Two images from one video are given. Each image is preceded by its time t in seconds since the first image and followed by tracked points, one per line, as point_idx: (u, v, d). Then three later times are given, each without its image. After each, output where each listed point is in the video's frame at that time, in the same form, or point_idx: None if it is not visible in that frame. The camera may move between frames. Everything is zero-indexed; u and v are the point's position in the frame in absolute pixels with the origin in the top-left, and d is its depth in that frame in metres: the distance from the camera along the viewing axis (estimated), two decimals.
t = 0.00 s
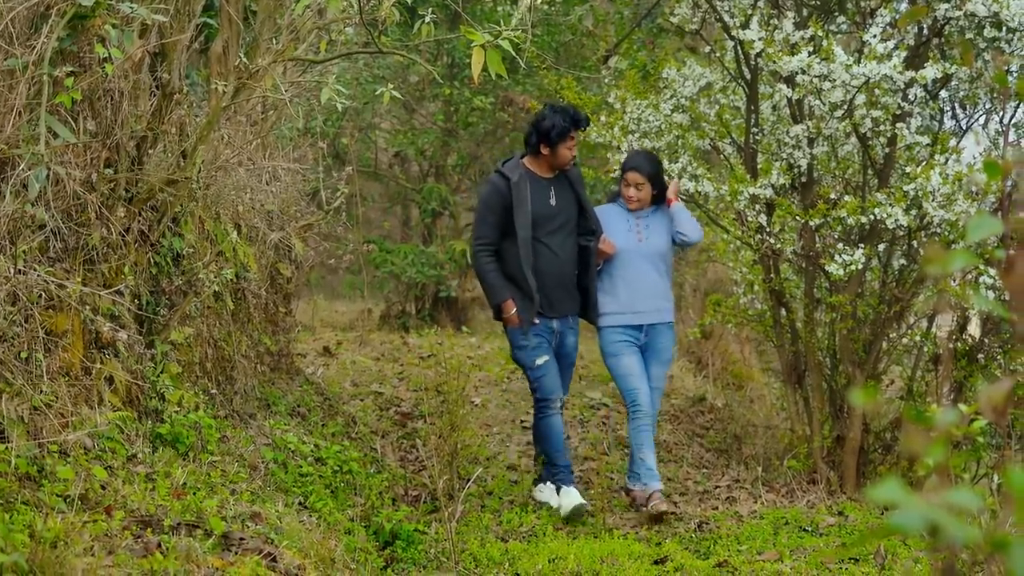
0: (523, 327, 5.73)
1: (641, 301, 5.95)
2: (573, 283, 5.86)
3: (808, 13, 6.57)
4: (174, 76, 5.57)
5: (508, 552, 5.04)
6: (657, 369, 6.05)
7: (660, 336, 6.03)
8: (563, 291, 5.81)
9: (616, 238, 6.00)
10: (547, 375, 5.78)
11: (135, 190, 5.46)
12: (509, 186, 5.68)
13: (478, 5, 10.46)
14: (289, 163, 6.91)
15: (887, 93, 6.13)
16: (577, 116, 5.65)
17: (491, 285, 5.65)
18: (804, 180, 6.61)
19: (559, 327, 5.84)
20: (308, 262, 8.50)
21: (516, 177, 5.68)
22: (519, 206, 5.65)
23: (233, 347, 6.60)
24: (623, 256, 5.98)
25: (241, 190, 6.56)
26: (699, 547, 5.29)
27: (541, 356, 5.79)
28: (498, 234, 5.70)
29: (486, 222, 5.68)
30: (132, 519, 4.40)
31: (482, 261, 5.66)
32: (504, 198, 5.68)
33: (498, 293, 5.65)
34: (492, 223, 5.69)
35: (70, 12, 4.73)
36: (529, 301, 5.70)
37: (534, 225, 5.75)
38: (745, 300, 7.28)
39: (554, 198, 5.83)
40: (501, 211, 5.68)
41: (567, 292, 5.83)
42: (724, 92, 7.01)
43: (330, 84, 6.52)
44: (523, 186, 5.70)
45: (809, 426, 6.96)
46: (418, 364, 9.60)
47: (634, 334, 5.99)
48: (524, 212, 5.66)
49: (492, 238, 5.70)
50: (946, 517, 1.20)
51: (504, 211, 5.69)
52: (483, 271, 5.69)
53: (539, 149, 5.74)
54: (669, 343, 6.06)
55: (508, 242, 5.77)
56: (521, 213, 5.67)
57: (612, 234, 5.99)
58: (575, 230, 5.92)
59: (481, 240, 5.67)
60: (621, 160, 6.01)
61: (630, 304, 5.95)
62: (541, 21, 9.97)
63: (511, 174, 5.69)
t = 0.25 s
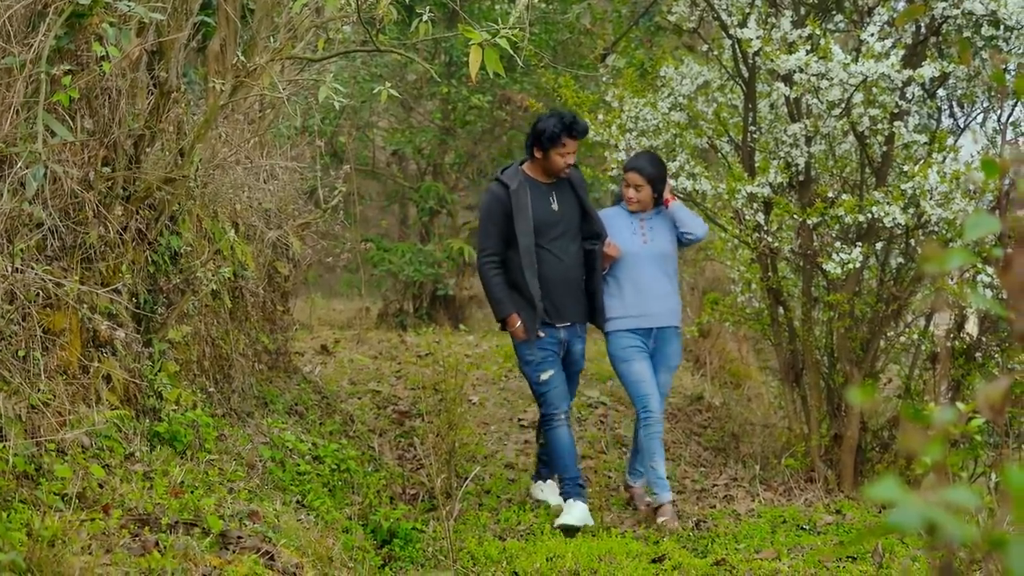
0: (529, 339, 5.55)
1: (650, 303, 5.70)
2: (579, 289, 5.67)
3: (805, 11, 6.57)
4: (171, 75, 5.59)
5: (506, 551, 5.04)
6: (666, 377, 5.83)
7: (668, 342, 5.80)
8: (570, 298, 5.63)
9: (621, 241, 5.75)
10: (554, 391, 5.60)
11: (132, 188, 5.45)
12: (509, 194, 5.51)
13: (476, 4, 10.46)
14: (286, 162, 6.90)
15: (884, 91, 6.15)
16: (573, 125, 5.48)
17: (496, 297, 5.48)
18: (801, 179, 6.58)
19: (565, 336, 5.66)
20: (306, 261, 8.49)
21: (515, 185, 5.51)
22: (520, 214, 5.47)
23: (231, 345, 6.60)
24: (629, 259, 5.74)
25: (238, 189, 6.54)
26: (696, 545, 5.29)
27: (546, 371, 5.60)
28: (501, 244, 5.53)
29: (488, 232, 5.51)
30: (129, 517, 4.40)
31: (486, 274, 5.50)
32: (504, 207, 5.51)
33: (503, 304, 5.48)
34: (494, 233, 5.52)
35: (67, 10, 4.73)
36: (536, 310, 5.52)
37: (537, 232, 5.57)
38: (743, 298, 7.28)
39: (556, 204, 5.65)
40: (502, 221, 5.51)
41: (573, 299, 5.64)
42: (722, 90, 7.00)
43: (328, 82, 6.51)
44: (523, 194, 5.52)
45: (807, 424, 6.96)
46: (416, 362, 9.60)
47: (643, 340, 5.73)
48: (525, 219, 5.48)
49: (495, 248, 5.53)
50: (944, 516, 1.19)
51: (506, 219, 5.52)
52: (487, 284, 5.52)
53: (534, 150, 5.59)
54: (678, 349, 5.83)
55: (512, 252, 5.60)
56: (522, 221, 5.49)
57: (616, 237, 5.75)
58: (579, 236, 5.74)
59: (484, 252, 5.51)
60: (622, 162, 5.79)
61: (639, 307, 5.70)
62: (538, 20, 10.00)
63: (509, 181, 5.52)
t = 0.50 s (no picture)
0: (534, 342, 5.42)
1: (654, 301, 5.60)
2: (583, 291, 5.52)
3: (803, 10, 6.56)
4: (169, 74, 5.58)
5: (503, 550, 5.04)
6: (672, 378, 5.71)
7: (673, 342, 5.68)
8: (574, 301, 5.48)
9: (623, 240, 5.66)
10: (560, 395, 5.47)
11: (129, 187, 5.45)
12: (508, 196, 5.38)
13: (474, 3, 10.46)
14: (283, 161, 6.90)
15: (882, 90, 6.14)
16: (563, 127, 5.31)
17: (498, 302, 5.35)
18: (799, 177, 6.57)
19: (571, 339, 5.51)
20: (304, 260, 8.49)
21: (513, 187, 5.38)
22: (519, 217, 5.34)
23: (228, 345, 6.60)
24: (632, 257, 5.64)
25: (235, 187, 6.55)
26: (694, 545, 5.29)
27: (551, 375, 5.48)
28: (502, 247, 5.40)
29: (489, 236, 5.38)
30: (127, 516, 4.40)
31: (488, 278, 5.37)
32: (504, 210, 5.38)
33: (506, 309, 5.35)
34: (495, 237, 5.39)
35: (65, 9, 4.71)
36: (539, 314, 5.38)
37: (538, 234, 5.44)
38: (740, 297, 7.28)
39: (557, 205, 5.52)
40: (502, 224, 5.38)
41: (577, 301, 5.49)
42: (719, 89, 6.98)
43: (326, 81, 6.51)
44: (522, 196, 5.39)
45: (804, 423, 6.97)
46: (413, 361, 9.60)
47: (646, 340, 5.63)
48: (525, 221, 5.35)
49: (496, 252, 5.40)
50: (941, 515, 1.19)
51: (506, 222, 5.39)
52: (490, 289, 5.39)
53: (528, 149, 5.46)
54: (683, 349, 5.71)
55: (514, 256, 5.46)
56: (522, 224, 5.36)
57: (619, 235, 5.66)
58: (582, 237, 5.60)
59: (485, 257, 5.38)
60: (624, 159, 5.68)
61: (642, 306, 5.60)
62: (535, 19, 10.09)
63: (508, 184, 5.39)
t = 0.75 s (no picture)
0: (531, 343, 5.40)
1: (655, 297, 5.54)
2: (584, 287, 5.48)
3: (799, 9, 6.56)
4: (165, 73, 5.57)
5: (499, 549, 5.05)
6: (679, 370, 5.62)
7: (678, 336, 5.61)
8: (574, 297, 5.44)
9: (624, 234, 5.60)
10: (556, 397, 5.45)
11: (126, 186, 5.45)
12: (508, 190, 5.35)
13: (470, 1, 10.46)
14: (279, 160, 6.90)
15: (878, 89, 6.12)
16: (562, 121, 5.27)
17: (497, 297, 5.32)
18: (795, 176, 6.60)
19: (571, 334, 5.45)
20: (300, 258, 8.48)
21: (514, 181, 5.34)
22: (519, 211, 5.30)
23: (225, 343, 6.61)
24: (634, 253, 5.58)
25: (230, 186, 6.55)
26: (690, 543, 5.30)
27: (549, 377, 5.45)
28: (502, 242, 5.37)
29: (488, 230, 5.35)
30: (123, 515, 4.40)
31: (487, 273, 5.34)
32: (505, 204, 5.34)
33: (504, 305, 5.32)
34: (495, 231, 5.36)
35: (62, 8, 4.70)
36: (538, 310, 5.34)
37: (538, 229, 5.40)
38: (737, 296, 7.29)
39: (559, 199, 5.47)
40: (502, 218, 5.35)
41: (577, 297, 5.45)
42: (716, 87, 7.00)
43: (321, 81, 6.48)
44: (523, 190, 5.35)
45: (800, 422, 6.98)
46: (410, 360, 9.60)
47: (649, 336, 5.58)
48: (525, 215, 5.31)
49: (496, 246, 5.37)
50: (937, 513, 1.20)
51: (506, 216, 5.36)
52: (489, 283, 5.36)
53: (528, 141, 5.43)
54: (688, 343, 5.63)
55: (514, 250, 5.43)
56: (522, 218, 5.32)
57: (620, 230, 5.59)
58: (585, 232, 5.55)
59: (485, 251, 5.35)
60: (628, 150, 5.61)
61: (643, 302, 5.55)
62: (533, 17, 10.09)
63: (509, 178, 5.36)
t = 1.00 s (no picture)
0: (528, 345, 5.36)
1: (656, 294, 5.53)
2: (585, 285, 5.43)
3: (796, 8, 6.58)
4: (161, 72, 5.57)
5: (496, 547, 5.06)
6: (683, 364, 5.55)
7: (681, 331, 5.56)
8: (575, 295, 5.38)
9: (626, 232, 5.60)
10: (551, 400, 5.42)
11: (122, 184, 5.45)
12: (509, 186, 5.28)
13: None
14: (275, 159, 6.89)
15: (874, 87, 6.14)
16: (565, 114, 5.21)
17: (497, 296, 5.27)
18: (791, 174, 6.58)
19: (570, 333, 5.39)
20: (296, 257, 8.48)
21: (516, 177, 5.27)
22: (520, 208, 5.24)
23: (221, 342, 6.60)
24: (634, 251, 5.57)
25: (226, 185, 6.52)
26: (686, 542, 5.30)
27: (545, 380, 5.41)
28: (502, 240, 5.32)
29: (489, 227, 5.30)
30: (119, 514, 4.40)
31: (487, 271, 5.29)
32: (506, 200, 5.28)
33: (504, 304, 5.28)
34: (495, 229, 5.31)
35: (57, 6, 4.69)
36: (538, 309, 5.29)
37: (539, 226, 5.34)
38: (733, 295, 7.30)
39: (560, 196, 5.40)
40: (503, 215, 5.29)
41: (577, 295, 5.39)
42: (713, 86, 7.00)
43: (316, 79, 6.45)
44: (524, 186, 5.29)
45: (796, 420, 6.99)
46: (406, 359, 9.60)
47: (649, 335, 5.56)
48: (525, 213, 5.25)
49: (497, 244, 5.31)
50: (933, 512, 1.20)
51: (507, 213, 5.30)
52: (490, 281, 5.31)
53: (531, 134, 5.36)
54: (692, 337, 5.57)
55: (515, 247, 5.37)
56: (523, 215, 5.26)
57: (622, 228, 5.59)
58: (586, 229, 5.50)
59: (485, 249, 5.30)
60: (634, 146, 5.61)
61: (644, 300, 5.54)
62: (529, 16, 10.09)
63: (511, 174, 5.29)
